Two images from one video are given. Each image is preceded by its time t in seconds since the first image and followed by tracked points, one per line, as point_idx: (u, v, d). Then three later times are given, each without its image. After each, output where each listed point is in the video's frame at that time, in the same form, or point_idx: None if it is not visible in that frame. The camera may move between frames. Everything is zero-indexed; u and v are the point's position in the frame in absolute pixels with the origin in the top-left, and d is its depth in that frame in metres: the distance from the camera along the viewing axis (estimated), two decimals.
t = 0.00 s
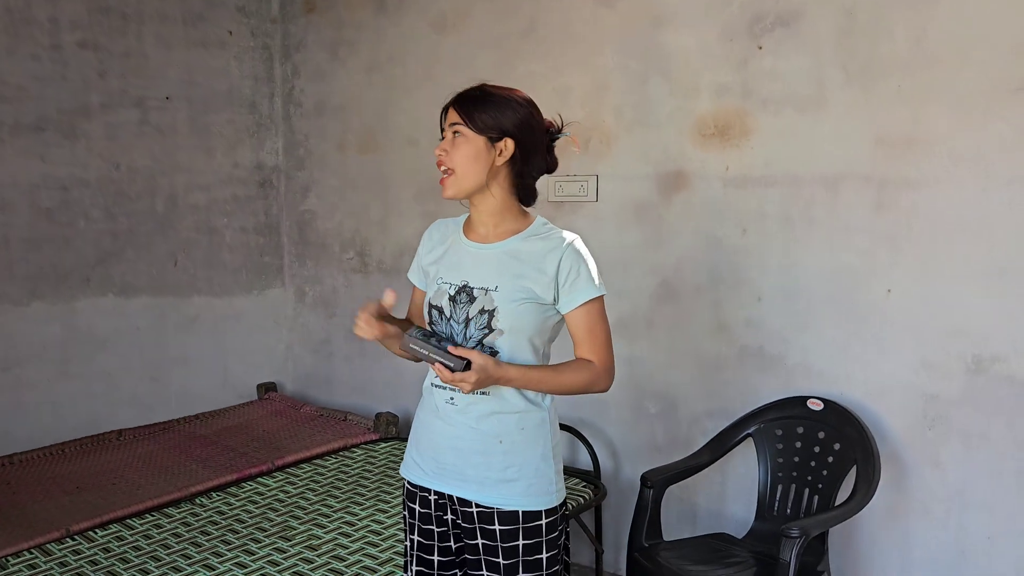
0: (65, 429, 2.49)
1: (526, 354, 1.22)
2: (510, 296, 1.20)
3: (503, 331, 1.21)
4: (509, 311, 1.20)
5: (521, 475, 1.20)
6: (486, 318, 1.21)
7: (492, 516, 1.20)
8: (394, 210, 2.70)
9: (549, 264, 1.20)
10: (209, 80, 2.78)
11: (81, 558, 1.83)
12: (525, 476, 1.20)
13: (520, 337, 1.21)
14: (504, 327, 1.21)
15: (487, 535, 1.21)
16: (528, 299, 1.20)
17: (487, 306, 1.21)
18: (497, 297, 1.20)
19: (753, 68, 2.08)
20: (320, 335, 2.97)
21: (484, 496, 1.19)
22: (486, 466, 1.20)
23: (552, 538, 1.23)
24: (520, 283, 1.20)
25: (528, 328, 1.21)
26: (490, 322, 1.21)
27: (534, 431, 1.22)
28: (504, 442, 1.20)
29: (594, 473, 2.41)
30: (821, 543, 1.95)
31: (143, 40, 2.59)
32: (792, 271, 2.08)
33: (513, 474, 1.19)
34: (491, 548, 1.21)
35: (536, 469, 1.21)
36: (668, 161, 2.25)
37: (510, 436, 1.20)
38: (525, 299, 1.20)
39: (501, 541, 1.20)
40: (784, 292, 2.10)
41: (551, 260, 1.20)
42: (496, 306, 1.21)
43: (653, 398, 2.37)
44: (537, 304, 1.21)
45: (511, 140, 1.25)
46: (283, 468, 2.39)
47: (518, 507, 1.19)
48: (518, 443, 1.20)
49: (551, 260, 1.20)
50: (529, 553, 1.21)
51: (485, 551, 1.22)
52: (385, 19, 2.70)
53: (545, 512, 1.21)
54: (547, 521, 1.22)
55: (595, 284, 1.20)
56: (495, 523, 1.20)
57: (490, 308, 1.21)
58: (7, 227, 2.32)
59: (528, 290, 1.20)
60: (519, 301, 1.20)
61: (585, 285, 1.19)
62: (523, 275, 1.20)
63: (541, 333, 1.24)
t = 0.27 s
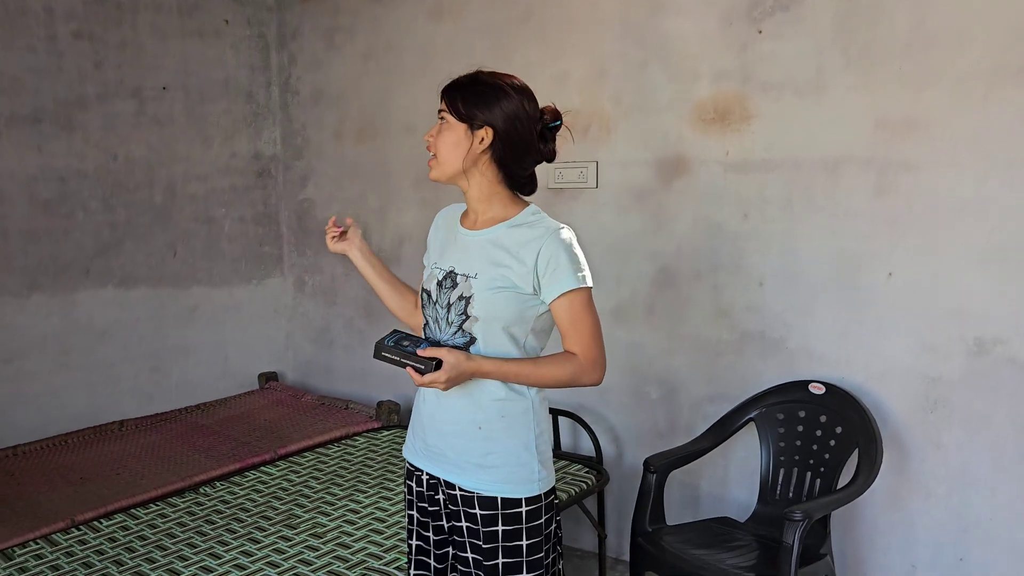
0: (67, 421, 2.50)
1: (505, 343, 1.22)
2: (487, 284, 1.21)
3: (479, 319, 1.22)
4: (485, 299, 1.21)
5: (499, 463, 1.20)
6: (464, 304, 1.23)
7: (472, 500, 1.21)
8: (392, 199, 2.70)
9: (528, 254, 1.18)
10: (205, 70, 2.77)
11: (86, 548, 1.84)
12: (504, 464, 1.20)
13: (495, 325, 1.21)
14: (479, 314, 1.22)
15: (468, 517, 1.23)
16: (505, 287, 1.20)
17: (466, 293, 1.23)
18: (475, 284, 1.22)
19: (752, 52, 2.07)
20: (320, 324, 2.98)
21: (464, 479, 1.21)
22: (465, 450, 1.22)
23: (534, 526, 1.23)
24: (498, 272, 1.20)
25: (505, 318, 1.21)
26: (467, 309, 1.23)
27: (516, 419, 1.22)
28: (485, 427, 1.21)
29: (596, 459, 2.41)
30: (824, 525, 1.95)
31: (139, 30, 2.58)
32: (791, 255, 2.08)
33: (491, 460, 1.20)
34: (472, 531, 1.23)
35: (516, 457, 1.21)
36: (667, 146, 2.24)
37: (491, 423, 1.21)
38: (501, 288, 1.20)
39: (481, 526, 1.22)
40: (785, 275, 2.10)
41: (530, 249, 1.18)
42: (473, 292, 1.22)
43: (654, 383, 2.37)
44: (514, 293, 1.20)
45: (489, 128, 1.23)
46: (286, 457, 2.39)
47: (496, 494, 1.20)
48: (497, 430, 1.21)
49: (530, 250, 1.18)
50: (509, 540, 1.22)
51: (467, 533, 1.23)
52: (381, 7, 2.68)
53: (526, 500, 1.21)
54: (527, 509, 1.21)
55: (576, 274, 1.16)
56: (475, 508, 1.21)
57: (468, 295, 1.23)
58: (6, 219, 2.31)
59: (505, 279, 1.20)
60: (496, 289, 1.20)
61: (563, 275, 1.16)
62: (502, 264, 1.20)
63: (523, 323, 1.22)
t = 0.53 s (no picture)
0: (74, 414, 2.50)
1: (501, 331, 1.21)
2: (483, 271, 1.20)
3: (475, 306, 1.22)
4: (481, 286, 1.20)
5: (494, 448, 1.20)
6: (461, 291, 1.23)
7: (469, 485, 1.22)
8: (396, 188, 2.69)
9: (524, 241, 1.18)
10: (207, 60, 2.76)
11: (96, 540, 1.85)
12: (500, 450, 1.20)
13: (490, 312, 1.21)
14: (475, 302, 1.21)
15: (465, 502, 1.23)
16: (501, 275, 1.19)
17: (463, 280, 1.23)
18: (471, 271, 1.22)
19: (757, 38, 2.05)
20: (325, 315, 2.97)
21: (461, 464, 1.22)
22: (462, 435, 1.22)
23: (529, 512, 1.22)
24: (495, 259, 1.20)
25: (500, 306, 1.20)
26: (463, 296, 1.23)
27: (512, 406, 1.21)
28: (481, 412, 1.21)
29: (603, 446, 2.41)
30: (831, 511, 1.95)
31: (140, 21, 2.57)
32: (798, 240, 2.07)
33: (488, 445, 1.20)
34: (469, 516, 1.23)
35: (512, 443, 1.20)
36: (673, 133, 2.23)
37: (486, 408, 1.21)
38: (497, 275, 1.19)
39: (477, 511, 1.22)
40: (792, 261, 2.09)
41: (526, 237, 1.18)
42: (469, 279, 1.22)
43: (660, 371, 2.36)
44: (510, 281, 1.19)
45: (493, 121, 1.22)
46: (293, 448, 2.39)
47: (493, 479, 1.20)
48: (493, 416, 1.21)
49: (526, 238, 1.18)
50: (505, 526, 1.21)
51: (464, 518, 1.23)
52: None
53: (522, 486, 1.21)
54: (523, 495, 1.21)
55: (572, 262, 1.14)
56: (471, 493, 1.22)
57: (465, 281, 1.23)
58: (11, 212, 2.31)
59: (501, 267, 1.19)
60: (492, 276, 1.20)
61: (559, 263, 1.14)
62: (498, 252, 1.20)
63: (519, 311, 1.22)
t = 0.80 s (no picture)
0: (79, 408, 2.51)
1: (505, 321, 1.22)
2: (487, 263, 1.20)
3: (480, 298, 1.21)
4: (485, 277, 1.20)
5: (499, 434, 1.20)
6: (464, 283, 1.22)
7: (474, 474, 1.21)
8: (398, 181, 2.69)
9: (527, 233, 1.18)
10: (207, 54, 2.76)
11: (103, 534, 1.86)
12: (506, 435, 1.20)
13: (496, 303, 1.20)
14: (480, 293, 1.21)
15: (470, 492, 1.23)
16: (505, 266, 1.19)
17: (466, 272, 1.22)
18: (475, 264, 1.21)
19: (759, 27, 2.05)
20: (328, 308, 2.98)
21: (465, 453, 1.21)
22: (466, 424, 1.22)
23: (535, 496, 1.23)
24: (498, 251, 1.19)
25: (505, 297, 1.20)
26: (467, 288, 1.22)
27: (514, 392, 1.22)
28: (484, 400, 1.21)
29: (607, 438, 2.41)
30: (836, 500, 1.95)
31: (140, 15, 2.56)
32: (800, 230, 2.07)
33: (493, 433, 1.20)
34: (474, 505, 1.23)
35: (517, 428, 1.21)
36: (675, 124, 2.22)
37: (490, 396, 1.21)
38: (501, 267, 1.19)
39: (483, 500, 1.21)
40: (795, 251, 2.08)
41: (530, 228, 1.18)
42: (473, 272, 1.21)
43: (663, 361, 2.36)
44: (515, 272, 1.19)
45: (514, 128, 1.26)
46: (298, 441, 2.40)
47: (499, 465, 1.20)
48: (496, 403, 1.21)
49: (530, 229, 1.18)
50: (511, 511, 1.22)
51: (469, 508, 1.23)
52: None
53: (527, 471, 1.21)
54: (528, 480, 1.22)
55: (575, 253, 1.16)
56: (477, 481, 1.21)
57: (468, 273, 1.22)
58: (14, 208, 2.32)
59: (505, 258, 1.19)
60: (496, 268, 1.19)
61: (564, 253, 1.16)
62: (501, 244, 1.19)
63: (521, 301, 1.22)
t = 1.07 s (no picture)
0: (82, 407, 2.51)
1: (508, 312, 1.22)
2: (490, 256, 1.19)
3: (484, 290, 1.20)
4: (490, 270, 1.19)
5: (509, 422, 1.22)
6: (467, 277, 1.21)
7: (484, 464, 1.22)
8: (399, 177, 2.69)
9: (528, 225, 1.18)
10: (208, 52, 2.75)
11: (108, 532, 1.86)
12: (513, 423, 1.22)
13: (501, 295, 1.21)
14: (485, 286, 1.20)
15: (479, 483, 1.23)
16: (508, 258, 1.19)
17: (468, 266, 1.21)
18: (478, 257, 1.20)
19: (761, 20, 2.04)
20: (330, 305, 2.97)
21: (475, 444, 1.21)
22: (473, 415, 1.22)
23: (543, 481, 1.25)
24: (499, 244, 1.19)
25: (509, 288, 1.21)
26: (471, 281, 1.21)
27: (519, 381, 1.24)
28: (491, 390, 1.22)
29: (611, 433, 2.40)
30: (841, 494, 1.95)
31: (140, 12, 2.56)
32: (803, 223, 2.06)
33: (502, 421, 1.22)
34: (484, 496, 1.23)
35: (523, 416, 1.23)
36: (677, 118, 2.21)
37: (496, 386, 1.23)
38: (505, 259, 1.19)
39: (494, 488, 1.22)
40: (797, 244, 2.07)
41: (529, 221, 1.19)
42: (476, 265, 1.20)
43: (666, 356, 2.36)
44: (518, 264, 1.20)
45: (515, 131, 1.30)
46: (301, 438, 2.40)
47: (507, 454, 1.21)
48: (503, 392, 1.23)
49: (529, 221, 1.19)
50: (522, 498, 1.24)
51: (479, 498, 1.24)
52: None
53: (536, 456, 1.24)
54: (538, 465, 1.24)
55: (573, 243, 1.19)
56: (487, 471, 1.22)
57: (471, 267, 1.21)
58: (15, 206, 2.31)
59: (508, 250, 1.19)
60: (499, 260, 1.19)
61: (563, 245, 1.18)
62: (503, 237, 1.19)
63: (521, 292, 1.23)
